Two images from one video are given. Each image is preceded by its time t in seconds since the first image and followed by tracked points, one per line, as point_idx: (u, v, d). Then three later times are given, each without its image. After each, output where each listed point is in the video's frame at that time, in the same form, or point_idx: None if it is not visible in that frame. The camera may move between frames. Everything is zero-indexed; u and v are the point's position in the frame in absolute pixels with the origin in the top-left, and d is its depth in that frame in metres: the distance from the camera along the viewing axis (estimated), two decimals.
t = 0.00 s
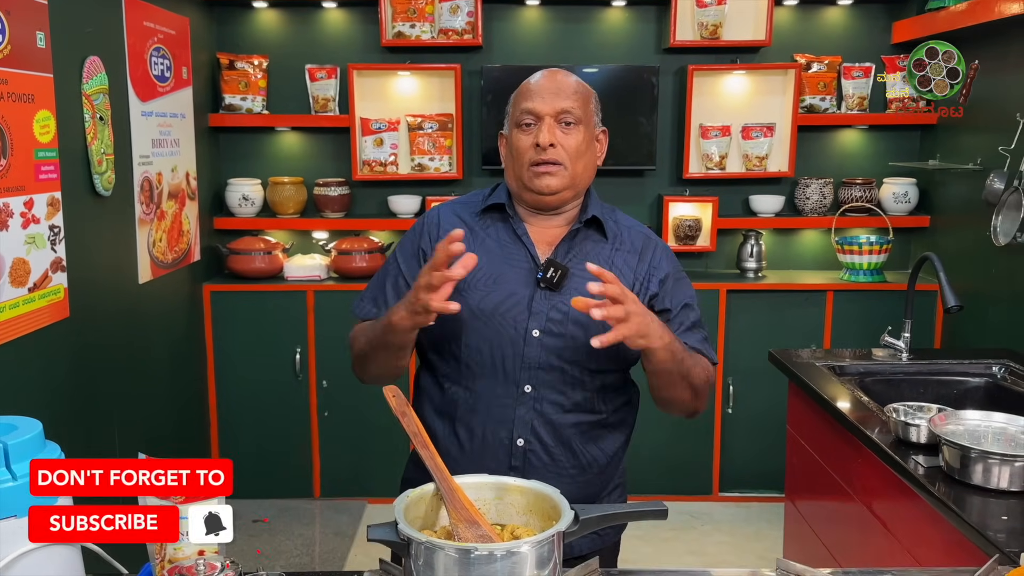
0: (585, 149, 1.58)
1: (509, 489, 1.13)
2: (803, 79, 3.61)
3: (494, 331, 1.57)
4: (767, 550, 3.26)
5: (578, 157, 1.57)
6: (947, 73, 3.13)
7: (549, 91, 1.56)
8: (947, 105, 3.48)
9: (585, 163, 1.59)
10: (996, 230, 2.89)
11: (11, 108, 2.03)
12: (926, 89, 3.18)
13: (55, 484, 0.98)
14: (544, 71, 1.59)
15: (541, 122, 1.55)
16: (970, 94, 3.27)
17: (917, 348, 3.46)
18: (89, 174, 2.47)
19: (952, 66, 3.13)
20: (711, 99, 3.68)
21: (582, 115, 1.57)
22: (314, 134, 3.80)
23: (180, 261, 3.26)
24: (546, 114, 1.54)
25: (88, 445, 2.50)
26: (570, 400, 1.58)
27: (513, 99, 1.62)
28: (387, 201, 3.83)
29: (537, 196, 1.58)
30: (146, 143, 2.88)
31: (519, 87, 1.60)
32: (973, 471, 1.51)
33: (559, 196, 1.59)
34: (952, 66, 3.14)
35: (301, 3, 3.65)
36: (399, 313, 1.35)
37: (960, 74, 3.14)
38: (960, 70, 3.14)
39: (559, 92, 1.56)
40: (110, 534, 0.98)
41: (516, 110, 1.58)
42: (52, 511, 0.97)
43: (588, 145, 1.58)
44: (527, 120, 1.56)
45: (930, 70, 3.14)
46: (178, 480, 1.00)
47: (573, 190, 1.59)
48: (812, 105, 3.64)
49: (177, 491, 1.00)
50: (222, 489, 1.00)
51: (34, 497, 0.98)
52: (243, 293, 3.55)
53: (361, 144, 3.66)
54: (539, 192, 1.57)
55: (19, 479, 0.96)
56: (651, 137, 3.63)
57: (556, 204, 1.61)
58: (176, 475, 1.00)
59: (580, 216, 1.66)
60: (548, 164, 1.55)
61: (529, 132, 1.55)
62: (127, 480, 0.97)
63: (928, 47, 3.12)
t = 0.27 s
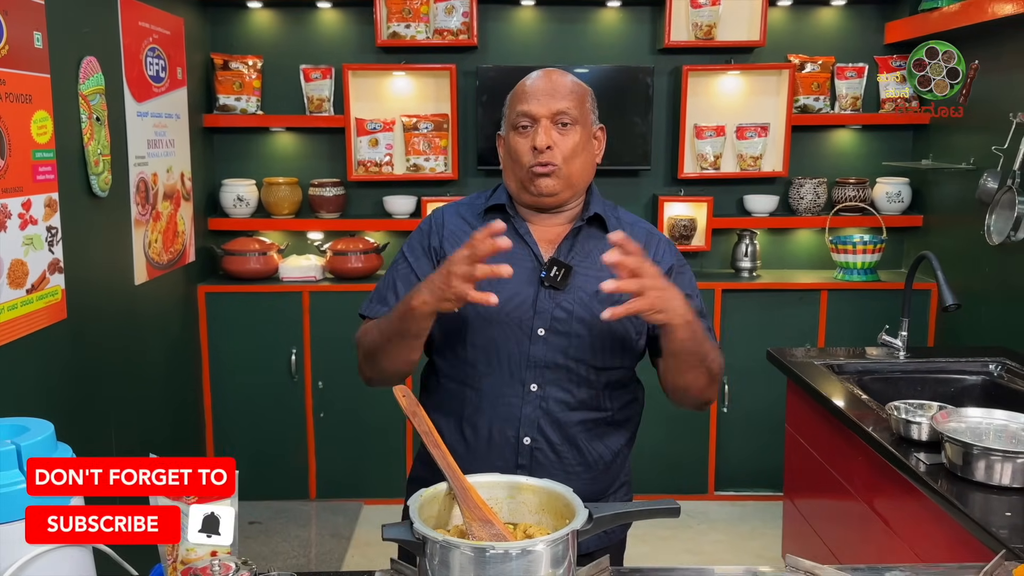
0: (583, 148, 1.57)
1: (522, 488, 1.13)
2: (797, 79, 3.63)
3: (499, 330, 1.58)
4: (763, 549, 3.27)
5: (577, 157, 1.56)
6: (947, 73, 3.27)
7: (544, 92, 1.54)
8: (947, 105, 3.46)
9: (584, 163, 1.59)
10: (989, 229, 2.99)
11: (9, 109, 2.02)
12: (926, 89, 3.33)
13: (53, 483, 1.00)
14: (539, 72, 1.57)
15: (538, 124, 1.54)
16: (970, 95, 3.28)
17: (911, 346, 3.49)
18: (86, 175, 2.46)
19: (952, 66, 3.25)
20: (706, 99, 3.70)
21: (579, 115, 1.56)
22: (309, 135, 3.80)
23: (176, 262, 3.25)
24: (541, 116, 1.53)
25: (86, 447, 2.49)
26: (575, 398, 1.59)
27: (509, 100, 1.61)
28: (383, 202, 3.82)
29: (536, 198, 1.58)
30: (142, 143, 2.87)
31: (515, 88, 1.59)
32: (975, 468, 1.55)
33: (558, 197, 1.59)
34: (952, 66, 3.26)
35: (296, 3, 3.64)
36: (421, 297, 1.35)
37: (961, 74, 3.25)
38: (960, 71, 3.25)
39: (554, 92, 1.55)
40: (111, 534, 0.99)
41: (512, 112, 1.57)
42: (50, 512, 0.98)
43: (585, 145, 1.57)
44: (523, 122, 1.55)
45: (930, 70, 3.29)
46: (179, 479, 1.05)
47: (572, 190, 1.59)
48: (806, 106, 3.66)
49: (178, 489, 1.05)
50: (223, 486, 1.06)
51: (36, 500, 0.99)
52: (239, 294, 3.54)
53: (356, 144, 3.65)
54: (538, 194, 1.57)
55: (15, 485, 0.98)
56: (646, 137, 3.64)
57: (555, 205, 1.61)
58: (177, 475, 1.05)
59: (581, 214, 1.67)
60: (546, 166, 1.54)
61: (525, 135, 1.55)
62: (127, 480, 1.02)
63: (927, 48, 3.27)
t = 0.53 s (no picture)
0: (578, 147, 1.59)
1: (532, 485, 1.14)
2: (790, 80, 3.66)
3: (505, 331, 1.59)
4: (758, 547, 3.29)
5: (571, 156, 1.58)
6: (947, 72, 3.25)
7: (537, 92, 1.55)
8: (947, 105, 3.41)
9: (579, 161, 1.60)
10: (982, 229, 3.03)
11: (8, 110, 2.02)
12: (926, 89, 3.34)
13: (53, 483, 1.00)
14: (531, 70, 1.58)
15: (532, 124, 1.55)
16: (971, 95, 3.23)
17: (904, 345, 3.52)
18: (84, 176, 2.45)
19: (952, 66, 3.24)
20: (700, 100, 3.72)
21: (572, 113, 1.57)
22: (304, 135, 3.80)
23: (171, 263, 3.24)
24: (535, 116, 1.54)
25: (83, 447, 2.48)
26: (583, 397, 1.60)
27: (503, 99, 1.61)
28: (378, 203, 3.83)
29: (533, 197, 1.60)
30: (138, 144, 2.86)
31: (508, 87, 1.59)
32: (975, 464, 1.58)
33: (555, 196, 1.60)
34: (952, 66, 3.25)
35: (290, 3, 3.64)
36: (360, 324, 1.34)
37: (961, 74, 3.24)
38: (960, 71, 3.24)
39: (547, 91, 1.56)
40: (110, 534, 1.02)
41: (506, 112, 1.58)
42: (50, 512, 0.98)
43: (580, 143, 1.59)
44: (517, 122, 1.56)
45: (930, 70, 3.28)
46: (180, 479, 1.06)
47: (568, 189, 1.61)
48: (799, 106, 3.68)
49: (178, 490, 1.07)
50: (224, 487, 1.07)
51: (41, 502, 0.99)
52: (235, 295, 3.54)
53: (351, 145, 3.65)
54: (535, 194, 1.59)
55: (15, 486, 0.98)
56: (641, 137, 3.65)
57: (552, 203, 1.62)
58: (177, 475, 1.06)
59: (582, 212, 1.68)
60: (542, 166, 1.56)
61: (519, 135, 1.56)
62: (128, 480, 1.03)
63: (928, 48, 3.25)
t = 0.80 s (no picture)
0: (565, 144, 1.59)
1: (538, 483, 1.16)
2: (784, 83, 3.68)
3: (502, 337, 1.58)
4: (753, 546, 3.31)
5: (558, 152, 1.58)
6: (947, 73, 3.34)
7: (523, 89, 1.56)
8: (948, 105, 3.39)
9: (567, 158, 1.60)
10: (973, 231, 3.08)
11: (8, 111, 2.02)
12: (927, 89, 3.45)
13: (53, 483, 0.95)
14: (518, 69, 1.58)
15: (519, 121, 1.55)
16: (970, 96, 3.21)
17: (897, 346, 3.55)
18: (81, 177, 2.45)
19: (952, 66, 3.32)
20: (694, 102, 3.74)
21: (559, 111, 1.57)
22: (299, 137, 3.80)
23: (167, 264, 3.24)
24: (522, 113, 1.55)
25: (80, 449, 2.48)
26: (580, 402, 1.60)
27: (488, 99, 1.62)
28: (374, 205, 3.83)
29: (521, 195, 1.59)
30: (135, 146, 2.87)
31: (494, 87, 1.60)
32: (971, 462, 1.60)
33: (543, 193, 1.59)
34: (953, 66, 3.32)
35: (286, 5, 3.65)
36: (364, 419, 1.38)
37: (960, 74, 3.30)
38: (960, 71, 3.29)
39: (534, 89, 1.56)
40: (110, 534, 0.98)
41: (492, 111, 1.58)
42: (51, 512, 0.96)
43: (567, 140, 1.59)
44: (504, 120, 1.56)
45: (930, 70, 3.42)
46: (180, 480, 0.96)
47: (556, 186, 1.60)
48: (792, 109, 3.70)
49: (178, 491, 0.96)
50: (224, 487, 0.98)
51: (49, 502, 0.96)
52: (230, 296, 3.53)
53: (347, 147, 3.66)
54: (523, 191, 1.58)
55: (14, 486, 0.94)
56: (635, 140, 3.67)
57: (540, 201, 1.62)
58: (177, 475, 0.96)
59: (572, 213, 1.67)
60: (529, 162, 1.55)
61: (506, 132, 1.56)
62: (127, 480, 0.95)
63: (928, 48, 3.38)
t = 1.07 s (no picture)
0: (535, 143, 1.58)
1: (532, 481, 1.17)
2: (777, 86, 3.70)
3: (474, 340, 1.58)
4: (746, 547, 3.33)
5: (528, 152, 1.57)
6: (947, 73, 3.28)
7: (491, 89, 1.55)
8: (948, 104, 3.35)
9: (537, 157, 1.59)
10: (965, 232, 3.09)
11: (5, 113, 2.03)
12: (926, 89, 3.39)
13: (53, 483, 0.95)
14: (486, 69, 1.57)
15: (487, 121, 1.54)
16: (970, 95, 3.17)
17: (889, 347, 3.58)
18: (77, 179, 2.46)
19: (952, 66, 3.26)
20: (688, 105, 3.76)
21: (528, 110, 1.56)
22: (295, 139, 3.81)
23: (163, 265, 3.25)
24: (490, 113, 1.54)
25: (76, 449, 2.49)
26: (555, 403, 1.60)
27: (457, 99, 1.61)
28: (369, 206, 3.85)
29: (491, 194, 1.58)
30: (131, 147, 2.87)
31: (462, 86, 1.59)
32: (960, 461, 1.62)
33: (513, 192, 1.59)
34: (953, 66, 3.26)
35: (281, 8, 3.66)
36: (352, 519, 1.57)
37: (961, 74, 3.24)
38: (960, 70, 3.23)
39: (503, 89, 1.55)
40: (111, 534, 0.98)
41: (461, 111, 1.57)
42: (50, 512, 0.96)
43: (537, 139, 1.58)
44: (472, 120, 1.55)
45: (931, 70, 3.34)
46: (180, 480, 0.98)
47: (527, 186, 1.60)
48: (786, 111, 3.72)
49: (178, 491, 0.98)
50: (224, 487, 1.00)
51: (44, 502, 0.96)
52: (225, 297, 3.54)
53: (342, 149, 3.67)
54: (493, 190, 1.57)
55: (14, 484, 0.94)
56: (630, 142, 3.69)
57: (511, 200, 1.61)
58: (177, 475, 0.98)
59: (545, 214, 1.67)
60: (499, 162, 1.55)
61: (475, 133, 1.55)
62: (127, 480, 0.96)
63: (928, 48, 3.32)
